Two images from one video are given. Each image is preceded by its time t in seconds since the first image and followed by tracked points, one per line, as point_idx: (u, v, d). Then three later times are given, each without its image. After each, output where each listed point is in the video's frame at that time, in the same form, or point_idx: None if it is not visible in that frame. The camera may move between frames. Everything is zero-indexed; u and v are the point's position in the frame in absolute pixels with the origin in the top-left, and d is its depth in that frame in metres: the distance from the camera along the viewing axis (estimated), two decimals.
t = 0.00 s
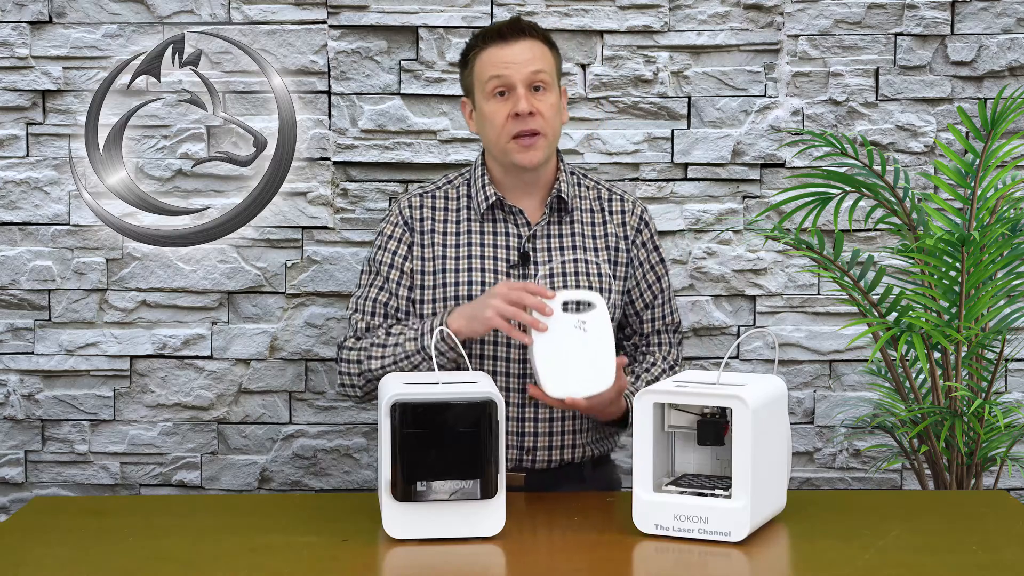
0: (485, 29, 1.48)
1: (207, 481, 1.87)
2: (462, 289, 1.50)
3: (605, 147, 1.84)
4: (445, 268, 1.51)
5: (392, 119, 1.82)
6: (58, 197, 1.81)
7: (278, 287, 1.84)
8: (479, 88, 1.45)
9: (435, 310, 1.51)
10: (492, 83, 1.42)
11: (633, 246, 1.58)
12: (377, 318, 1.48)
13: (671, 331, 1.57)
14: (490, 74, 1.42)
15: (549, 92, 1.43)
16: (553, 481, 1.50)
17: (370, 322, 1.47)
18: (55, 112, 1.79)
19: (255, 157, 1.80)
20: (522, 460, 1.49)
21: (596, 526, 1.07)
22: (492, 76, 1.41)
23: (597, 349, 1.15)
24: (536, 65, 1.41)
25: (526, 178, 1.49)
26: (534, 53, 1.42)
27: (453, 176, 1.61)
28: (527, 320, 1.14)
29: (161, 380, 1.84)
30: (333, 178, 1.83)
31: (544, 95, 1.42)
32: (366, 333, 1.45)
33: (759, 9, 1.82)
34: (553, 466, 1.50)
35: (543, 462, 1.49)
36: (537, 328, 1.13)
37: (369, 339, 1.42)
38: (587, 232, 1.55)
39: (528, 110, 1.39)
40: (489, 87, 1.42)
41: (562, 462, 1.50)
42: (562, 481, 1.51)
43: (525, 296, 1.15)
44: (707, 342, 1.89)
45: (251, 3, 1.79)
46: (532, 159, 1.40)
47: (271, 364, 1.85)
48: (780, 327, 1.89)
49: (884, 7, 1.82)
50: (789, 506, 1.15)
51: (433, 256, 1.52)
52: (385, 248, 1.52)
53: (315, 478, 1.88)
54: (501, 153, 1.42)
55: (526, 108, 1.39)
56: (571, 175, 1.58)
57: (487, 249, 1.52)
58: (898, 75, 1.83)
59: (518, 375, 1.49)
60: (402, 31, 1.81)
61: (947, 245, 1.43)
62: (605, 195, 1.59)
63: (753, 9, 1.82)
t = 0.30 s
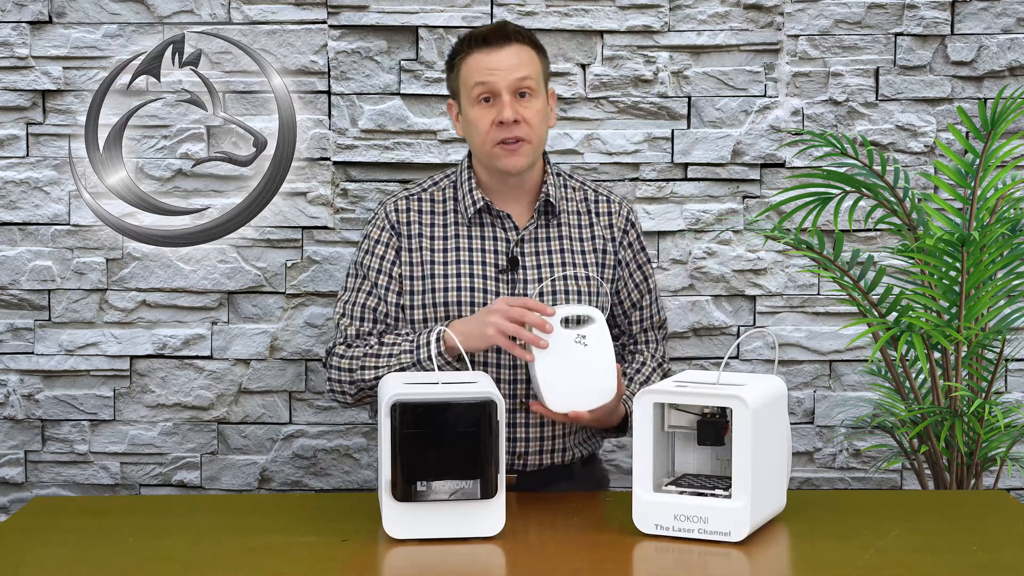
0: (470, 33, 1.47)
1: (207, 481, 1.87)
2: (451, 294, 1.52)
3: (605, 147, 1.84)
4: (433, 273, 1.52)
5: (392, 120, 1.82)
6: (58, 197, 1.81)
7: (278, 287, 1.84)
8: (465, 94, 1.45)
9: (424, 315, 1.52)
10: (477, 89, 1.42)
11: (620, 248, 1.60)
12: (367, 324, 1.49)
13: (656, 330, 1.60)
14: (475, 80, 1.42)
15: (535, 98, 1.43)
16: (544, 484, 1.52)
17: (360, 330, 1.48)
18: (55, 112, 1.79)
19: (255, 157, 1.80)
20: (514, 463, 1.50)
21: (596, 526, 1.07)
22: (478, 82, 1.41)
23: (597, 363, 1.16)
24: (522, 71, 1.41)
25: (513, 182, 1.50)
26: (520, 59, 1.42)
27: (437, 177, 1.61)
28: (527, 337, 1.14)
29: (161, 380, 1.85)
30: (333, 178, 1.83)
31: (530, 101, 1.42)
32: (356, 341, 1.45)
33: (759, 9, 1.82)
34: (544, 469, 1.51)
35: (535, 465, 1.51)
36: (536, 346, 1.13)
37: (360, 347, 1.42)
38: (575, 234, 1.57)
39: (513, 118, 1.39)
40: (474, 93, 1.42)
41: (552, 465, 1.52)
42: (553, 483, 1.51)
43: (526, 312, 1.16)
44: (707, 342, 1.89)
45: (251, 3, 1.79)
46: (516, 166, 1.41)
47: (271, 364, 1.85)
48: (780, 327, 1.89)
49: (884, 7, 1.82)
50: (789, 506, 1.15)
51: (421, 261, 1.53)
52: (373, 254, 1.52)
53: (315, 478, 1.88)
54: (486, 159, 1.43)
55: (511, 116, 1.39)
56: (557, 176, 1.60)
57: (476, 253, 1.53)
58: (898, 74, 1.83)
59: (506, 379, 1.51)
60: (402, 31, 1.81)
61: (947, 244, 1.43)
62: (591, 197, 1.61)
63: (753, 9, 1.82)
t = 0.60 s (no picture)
0: (464, 36, 1.46)
1: (207, 482, 1.87)
2: (449, 299, 1.51)
3: (605, 147, 1.84)
4: (430, 278, 1.52)
5: (392, 120, 1.82)
6: (58, 197, 1.81)
7: (278, 287, 1.84)
8: (459, 98, 1.44)
9: (421, 321, 1.51)
10: (471, 94, 1.41)
11: (613, 249, 1.62)
12: (362, 329, 1.48)
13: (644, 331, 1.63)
14: (469, 85, 1.41)
15: (529, 103, 1.43)
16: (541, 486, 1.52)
17: (355, 335, 1.47)
18: (55, 112, 1.79)
19: (255, 157, 1.80)
20: (512, 466, 1.50)
21: (596, 526, 1.07)
22: (471, 87, 1.41)
23: (592, 372, 1.16)
24: (517, 76, 1.40)
25: (508, 187, 1.51)
26: (515, 63, 1.41)
27: (431, 180, 1.60)
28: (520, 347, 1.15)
29: (161, 380, 1.84)
30: (333, 178, 1.83)
31: (524, 106, 1.42)
32: (349, 347, 1.45)
33: (759, 9, 1.82)
34: (541, 471, 1.52)
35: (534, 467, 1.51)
36: (529, 353, 1.14)
37: (354, 355, 1.42)
38: (569, 237, 1.58)
39: (507, 124, 1.39)
40: (468, 98, 1.42)
41: (549, 468, 1.52)
42: (549, 484, 1.52)
43: (518, 322, 1.16)
44: (707, 342, 1.89)
45: (251, 3, 1.79)
46: (510, 172, 1.42)
47: (271, 364, 1.85)
48: (780, 327, 1.89)
49: (884, 7, 1.82)
50: (789, 506, 1.15)
51: (417, 266, 1.52)
52: (368, 259, 1.51)
53: (315, 478, 1.88)
54: (481, 165, 1.43)
55: (505, 122, 1.39)
56: (551, 178, 1.61)
57: (473, 258, 1.53)
58: (898, 75, 1.83)
59: (506, 386, 1.48)
60: (402, 31, 1.81)
61: (947, 244, 1.43)
62: (584, 198, 1.62)
63: (753, 9, 1.82)
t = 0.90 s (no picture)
0: (462, 36, 1.46)
1: (207, 481, 1.87)
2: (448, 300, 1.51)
3: (605, 147, 1.84)
4: (428, 279, 1.52)
5: (392, 120, 1.82)
6: (58, 197, 1.81)
7: (278, 287, 1.84)
8: (456, 98, 1.44)
9: (420, 321, 1.51)
10: (469, 94, 1.41)
11: (611, 248, 1.62)
12: (360, 331, 1.48)
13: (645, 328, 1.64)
14: (467, 85, 1.41)
15: (527, 103, 1.43)
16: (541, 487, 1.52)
17: (353, 336, 1.47)
18: (55, 112, 1.79)
19: (255, 157, 1.80)
20: (512, 466, 1.50)
21: (596, 526, 1.07)
22: (469, 87, 1.41)
23: (586, 379, 1.15)
24: (515, 76, 1.40)
25: (506, 187, 1.51)
26: (513, 63, 1.41)
27: (428, 181, 1.60)
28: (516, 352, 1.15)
29: (161, 380, 1.85)
30: (333, 178, 1.83)
31: (523, 106, 1.42)
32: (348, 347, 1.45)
33: (759, 9, 1.82)
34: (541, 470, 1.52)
35: (534, 466, 1.51)
36: (524, 359, 1.14)
37: (354, 356, 1.42)
38: (567, 236, 1.58)
39: (505, 124, 1.39)
40: (466, 98, 1.41)
41: (549, 467, 1.52)
42: (549, 485, 1.52)
43: (515, 327, 1.16)
44: (707, 342, 1.89)
45: (251, 3, 1.79)
46: (508, 172, 1.42)
47: (271, 364, 1.85)
48: (780, 327, 1.89)
49: (884, 7, 1.82)
50: (789, 506, 1.15)
51: (416, 267, 1.52)
52: (366, 261, 1.51)
53: (315, 478, 1.88)
54: (479, 165, 1.43)
55: (503, 122, 1.39)
56: (548, 178, 1.61)
57: (471, 260, 1.53)
58: (898, 74, 1.83)
59: (506, 386, 1.49)
60: (402, 31, 1.81)
61: (947, 245, 1.43)
62: (582, 197, 1.62)
63: (753, 9, 1.82)
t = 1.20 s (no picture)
0: (461, 33, 1.46)
1: (207, 481, 1.87)
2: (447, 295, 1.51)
3: (605, 147, 1.84)
4: (428, 275, 1.52)
5: (392, 120, 1.82)
6: (58, 197, 1.81)
7: (278, 287, 1.84)
8: (455, 93, 1.44)
9: (420, 317, 1.51)
10: (467, 89, 1.41)
11: (612, 244, 1.62)
12: (360, 328, 1.48)
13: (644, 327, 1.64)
14: (466, 80, 1.41)
15: (525, 99, 1.43)
16: (542, 484, 1.52)
17: (353, 334, 1.47)
18: (55, 112, 1.79)
19: (255, 157, 1.80)
20: (512, 462, 1.50)
21: (596, 526, 1.07)
22: (468, 82, 1.41)
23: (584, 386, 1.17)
24: (513, 71, 1.41)
25: (504, 183, 1.50)
26: (512, 59, 1.41)
27: (428, 180, 1.60)
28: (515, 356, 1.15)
29: (161, 380, 1.84)
30: (333, 178, 1.83)
31: (521, 102, 1.42)
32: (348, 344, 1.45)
33: (759, 9, 1.82)
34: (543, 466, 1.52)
35: (534, 463, 1.51)
36: (524, 364, 1.15)
37: (354, 354, 1.42)
38: (567, 234, 1.58)
39: (503, 118, 1.39)
40: (465, 93, 1.41)
41: (551, 463, 1.52)
42: (551, 483, 1.52)
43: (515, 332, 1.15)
44: (707, 342, 1.89)
45: (251, 3, 1.79)
46: (506, 167, 1.41)
47: (271, 364, 1.85)
48: (780, 327, 1.89)
49: (884, 7, 1.82)
50: (788, 506, 1.15)
51: (416, 264, 1.52)
52: (366, 258, 1.51)
53: (315, 478, 1.88)
54: (476, 160, 1.43)
55: (501, 116, 1.39)
56: (547, 176, 1.61)
57: (468, 255, 1.53)
58: (898, 75, 1.83)
59: (505, 379, 1.48)
60: (402, 31, 1.81)
61: (947, 244, 1.43)
62: (582, 195, 1.62)
63: (753, 9, 1.82)
